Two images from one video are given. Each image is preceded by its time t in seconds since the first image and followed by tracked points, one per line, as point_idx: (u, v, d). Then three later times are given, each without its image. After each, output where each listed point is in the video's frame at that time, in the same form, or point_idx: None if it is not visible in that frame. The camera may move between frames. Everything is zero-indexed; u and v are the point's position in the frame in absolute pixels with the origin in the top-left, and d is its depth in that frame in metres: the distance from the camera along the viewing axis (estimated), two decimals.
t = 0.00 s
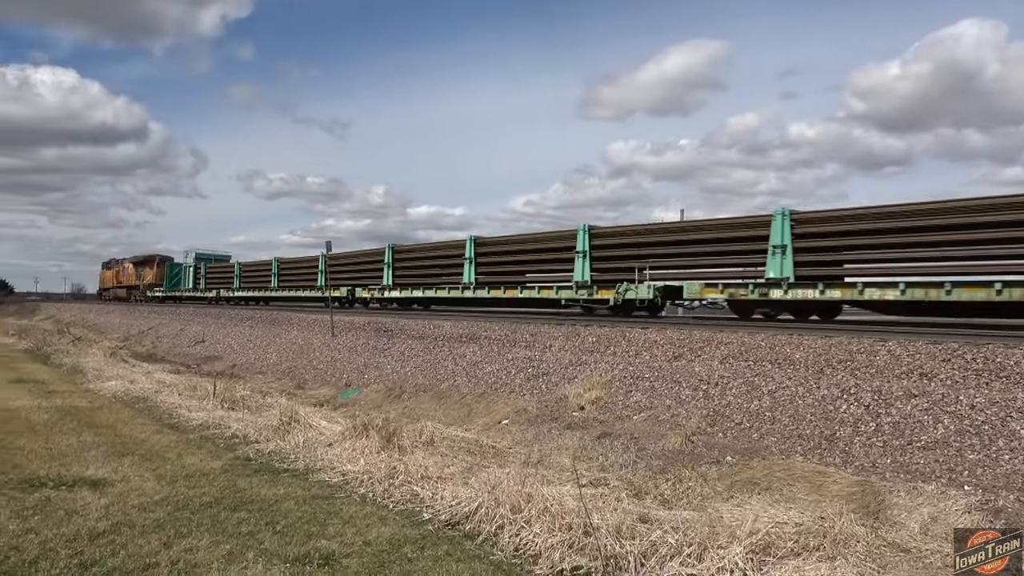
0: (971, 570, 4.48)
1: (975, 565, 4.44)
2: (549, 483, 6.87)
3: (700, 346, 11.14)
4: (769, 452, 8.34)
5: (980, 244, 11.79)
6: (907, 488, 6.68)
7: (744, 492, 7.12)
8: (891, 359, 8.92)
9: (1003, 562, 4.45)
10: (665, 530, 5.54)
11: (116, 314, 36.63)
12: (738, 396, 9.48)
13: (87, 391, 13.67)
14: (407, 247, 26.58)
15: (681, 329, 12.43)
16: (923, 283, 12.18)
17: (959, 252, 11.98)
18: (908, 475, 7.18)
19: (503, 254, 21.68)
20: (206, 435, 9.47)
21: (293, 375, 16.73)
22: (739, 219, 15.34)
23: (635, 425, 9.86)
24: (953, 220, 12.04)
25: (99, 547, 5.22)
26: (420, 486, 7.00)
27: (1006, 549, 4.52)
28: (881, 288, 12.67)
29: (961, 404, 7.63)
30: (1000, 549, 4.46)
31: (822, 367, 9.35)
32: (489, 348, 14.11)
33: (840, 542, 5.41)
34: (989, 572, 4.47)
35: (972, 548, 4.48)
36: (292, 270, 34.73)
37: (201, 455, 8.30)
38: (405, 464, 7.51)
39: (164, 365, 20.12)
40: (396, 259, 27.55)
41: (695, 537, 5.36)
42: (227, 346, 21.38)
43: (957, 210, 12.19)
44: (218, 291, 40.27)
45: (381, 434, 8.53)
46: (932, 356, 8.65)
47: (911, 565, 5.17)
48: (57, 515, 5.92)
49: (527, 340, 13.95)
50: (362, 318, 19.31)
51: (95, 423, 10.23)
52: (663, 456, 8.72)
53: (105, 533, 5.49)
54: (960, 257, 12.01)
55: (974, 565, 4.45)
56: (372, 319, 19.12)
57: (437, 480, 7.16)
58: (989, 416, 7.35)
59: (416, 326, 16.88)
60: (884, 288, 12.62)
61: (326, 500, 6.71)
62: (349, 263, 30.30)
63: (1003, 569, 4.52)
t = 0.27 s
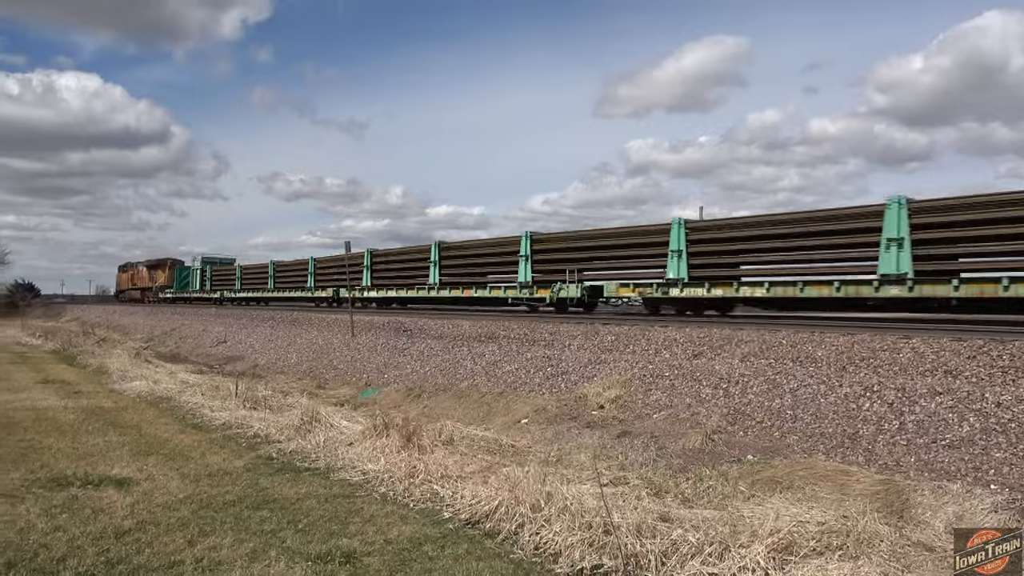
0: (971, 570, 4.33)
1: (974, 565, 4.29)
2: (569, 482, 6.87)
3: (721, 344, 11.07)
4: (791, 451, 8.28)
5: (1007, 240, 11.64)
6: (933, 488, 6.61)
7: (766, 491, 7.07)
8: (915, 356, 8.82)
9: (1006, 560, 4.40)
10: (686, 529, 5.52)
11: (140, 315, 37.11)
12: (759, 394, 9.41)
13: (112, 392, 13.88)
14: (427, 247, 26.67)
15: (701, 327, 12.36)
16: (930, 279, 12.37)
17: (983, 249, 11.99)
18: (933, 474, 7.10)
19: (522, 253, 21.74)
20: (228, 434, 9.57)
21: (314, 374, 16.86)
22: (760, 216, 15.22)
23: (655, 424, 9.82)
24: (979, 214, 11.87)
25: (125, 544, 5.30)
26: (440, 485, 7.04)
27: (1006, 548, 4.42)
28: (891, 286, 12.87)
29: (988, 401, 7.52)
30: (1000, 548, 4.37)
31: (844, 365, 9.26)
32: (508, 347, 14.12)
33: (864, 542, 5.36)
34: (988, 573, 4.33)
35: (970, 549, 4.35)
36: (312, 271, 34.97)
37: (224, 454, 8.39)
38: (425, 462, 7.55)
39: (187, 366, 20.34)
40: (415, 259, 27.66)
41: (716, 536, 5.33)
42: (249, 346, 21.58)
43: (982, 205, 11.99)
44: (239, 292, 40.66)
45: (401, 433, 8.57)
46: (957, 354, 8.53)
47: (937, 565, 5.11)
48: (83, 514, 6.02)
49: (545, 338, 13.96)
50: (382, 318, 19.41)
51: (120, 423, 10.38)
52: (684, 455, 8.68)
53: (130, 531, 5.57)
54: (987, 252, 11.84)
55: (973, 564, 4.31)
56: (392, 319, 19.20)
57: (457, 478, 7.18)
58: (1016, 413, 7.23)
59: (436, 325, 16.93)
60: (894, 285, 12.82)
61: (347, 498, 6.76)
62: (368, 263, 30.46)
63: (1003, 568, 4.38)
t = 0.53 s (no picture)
0: (969, 571, 4.22)
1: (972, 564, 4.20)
2: (584, 480, 6.86)
3: (736, 341, 11.02)
4: (808, 449, 8.22)
5: None
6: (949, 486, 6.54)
7: (783, 489, 7.02)
8: (933, 353, 8.73)
9: (1004, 561, 4.22)
10: (702, 528, 5.49)
11: (157, 316, 37.45)
12: (775, 392, 9.35)
13: (130, 392, 14.03)
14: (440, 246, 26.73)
15: (716, 324, 12.31)
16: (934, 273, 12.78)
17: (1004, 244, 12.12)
18: (953, 471, 7.02)
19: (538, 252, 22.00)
20: (245, 433, 9.64)
21: (330, 374, 16.95)
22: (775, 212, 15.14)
23: (671, 421, 9.79)
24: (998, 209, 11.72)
25: (144, 543, 5.35)
26: (455, 484, 7.05)
27: (1005, 548, 4.23)
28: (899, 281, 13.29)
29: (1009, 398, 7.43)
30: (998, 549, 4.18)
31: (861, 362, 9.19)
32: (523, 346, 14.13)
33: (882, 540, 5.30)
34: (987, 573, 4.21)
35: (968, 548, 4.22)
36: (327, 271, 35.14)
37: (240, 453, 8.46)
38: (440, 461, 7.56)
39: (204, 366, 20.50)
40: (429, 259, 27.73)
41: (733, 534, 5.30)
42: (265, 346, 21.72)
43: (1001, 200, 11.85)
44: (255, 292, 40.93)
45: (416, 432, 8.59)
46: (977, 350, 8.44)
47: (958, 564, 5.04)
48: (103, 512, 6.08)
49: (559, 336, 13.96)
50: (396, 318, 19.47)
51: (138, 422, 10.48)
52: (699, 453, 8.64)
53: (149, 530, 5.63)
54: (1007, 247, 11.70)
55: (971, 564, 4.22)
56: (406, 318, 19.25)
57: (471, 477, 7.19)
58: None
59: (450, 324, 16.97)
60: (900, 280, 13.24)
61: (363, 497, 6.79)
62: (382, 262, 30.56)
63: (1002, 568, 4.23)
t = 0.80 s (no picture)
0: (970, 570, 4.11)
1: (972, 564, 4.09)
2: (594, 479, 6.85)
3: (746, 340, 10.97)
4: (819, 447, 8.18)
5: None
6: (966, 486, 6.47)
7: (794, 488, 6.99)
8: (946, 351, 8.67)
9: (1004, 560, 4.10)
10: (712, 527, 5.46)
11: (169, 315, 37.68)
12: (785, 391, 9.31)
13: (141, 390, 14.13)
14: (449, 245, 26.75)
15: (726, 322, 12.26)
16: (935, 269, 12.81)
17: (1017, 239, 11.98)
18: (965, 471, 6.96)
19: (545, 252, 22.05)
20: (255, 432, 9.68)
21: (339, 372, 17.01)
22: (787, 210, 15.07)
23: (681, 420, 9.76)
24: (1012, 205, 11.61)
25: (155, 541, 5.37)
26: (465, 482, 7.05)
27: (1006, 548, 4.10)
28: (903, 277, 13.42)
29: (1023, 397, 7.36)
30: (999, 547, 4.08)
31: (872, 361, 9.13)
32: (532, 344, 14.12)
33: (894, 540, 5.27)
34: (988, 573, 4.08)
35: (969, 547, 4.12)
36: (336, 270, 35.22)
37: (251, 451, 8.49)
38: (450, 460, 7.57)
39: (214, 365, 20.60)
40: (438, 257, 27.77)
41: (743, 534, 5.28)
42: (275, 345, 21.81)
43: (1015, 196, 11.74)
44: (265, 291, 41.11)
45: (426, 430, 8.60)
46: (990, 348, 8.36)
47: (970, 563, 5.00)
48: (115, 511, 6.12)
49: (568, 334, 13.95)
50: (405, 316, 19.51)
51: (150, 421, 10.54)
52: (709, 451, 8.60)
53: (160, 528, 5.66)
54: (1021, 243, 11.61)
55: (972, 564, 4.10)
56: (416, 317, 19.28)
57: (481, 476, 7.19)
58: None
59: (459, 323, 16.98)
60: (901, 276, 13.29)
61: (372, 496, 6.80)
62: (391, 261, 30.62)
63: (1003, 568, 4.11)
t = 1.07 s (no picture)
0: (970, 571, 4.08)
1: (973, 565, 4.06)
2: (597, 477, 6.85)
3: (750, 338, 10.95)
4: (823, 445, 8.16)
5: None
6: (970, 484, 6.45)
7: (797, 486, 6.97)
8: (950, 349, 8.65)
9: (1006, 560, 4.11)
10: (716, 525, 5.45)
11: (173, 313, 37.75)
12: (789, 388, 9.29)
13: (145, 389, 14.16)
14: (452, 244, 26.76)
15: (730, 320, 12.25)
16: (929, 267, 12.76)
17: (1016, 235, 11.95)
18: (970, 468, 6.94)
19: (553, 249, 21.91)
20: (259, 430, 9.70)
21: (343, 370, 17.03)
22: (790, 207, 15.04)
23: (684, 418, 9.74)
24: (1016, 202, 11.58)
25: (159, 538, 5.39)
26: (468, 480, 7.05)
27: (1008, 548, 4.12)
28: (900, 276, 13.57)
29: None
30: (1000, 548, 4.07)
31: (876, 358, 9.10)
32: (535, 342, 14.12)
33: (898, 538, 5.26)
34: (989, 573, 4.06)
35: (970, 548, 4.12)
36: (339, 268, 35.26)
37: (254, 449, 8.50)
38: (453, 458, 7.57)
39: (218, 363, 20.64)
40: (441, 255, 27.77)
41: (746, 532, 5.27)
42: (279, 343, 21.83)
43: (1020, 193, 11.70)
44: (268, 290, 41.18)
45: (429, 428, 8.61)
46: (994, 346, 8.34)
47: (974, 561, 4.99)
48: (119, 508, 6.14)
49: (572, 333, 13.94)
50: (409, 315, 19.53)
51: (154, 419, 10.57)
52: (713, 450, 8.59)
53: (164, 526, 5.67)
54: None
55: (973, 565, 4.07)
56: (420, 315, 19.28)
57: (484, 473, 7.20)
58: None
59: (462, 321, 16.98)
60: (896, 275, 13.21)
61: (375, 494, 6.80)
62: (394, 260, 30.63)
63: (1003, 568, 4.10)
